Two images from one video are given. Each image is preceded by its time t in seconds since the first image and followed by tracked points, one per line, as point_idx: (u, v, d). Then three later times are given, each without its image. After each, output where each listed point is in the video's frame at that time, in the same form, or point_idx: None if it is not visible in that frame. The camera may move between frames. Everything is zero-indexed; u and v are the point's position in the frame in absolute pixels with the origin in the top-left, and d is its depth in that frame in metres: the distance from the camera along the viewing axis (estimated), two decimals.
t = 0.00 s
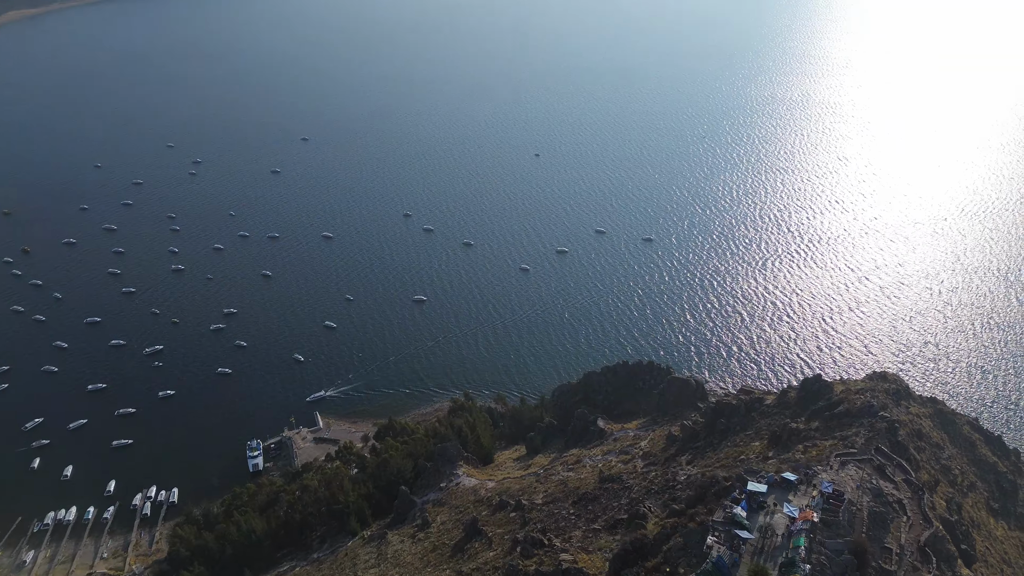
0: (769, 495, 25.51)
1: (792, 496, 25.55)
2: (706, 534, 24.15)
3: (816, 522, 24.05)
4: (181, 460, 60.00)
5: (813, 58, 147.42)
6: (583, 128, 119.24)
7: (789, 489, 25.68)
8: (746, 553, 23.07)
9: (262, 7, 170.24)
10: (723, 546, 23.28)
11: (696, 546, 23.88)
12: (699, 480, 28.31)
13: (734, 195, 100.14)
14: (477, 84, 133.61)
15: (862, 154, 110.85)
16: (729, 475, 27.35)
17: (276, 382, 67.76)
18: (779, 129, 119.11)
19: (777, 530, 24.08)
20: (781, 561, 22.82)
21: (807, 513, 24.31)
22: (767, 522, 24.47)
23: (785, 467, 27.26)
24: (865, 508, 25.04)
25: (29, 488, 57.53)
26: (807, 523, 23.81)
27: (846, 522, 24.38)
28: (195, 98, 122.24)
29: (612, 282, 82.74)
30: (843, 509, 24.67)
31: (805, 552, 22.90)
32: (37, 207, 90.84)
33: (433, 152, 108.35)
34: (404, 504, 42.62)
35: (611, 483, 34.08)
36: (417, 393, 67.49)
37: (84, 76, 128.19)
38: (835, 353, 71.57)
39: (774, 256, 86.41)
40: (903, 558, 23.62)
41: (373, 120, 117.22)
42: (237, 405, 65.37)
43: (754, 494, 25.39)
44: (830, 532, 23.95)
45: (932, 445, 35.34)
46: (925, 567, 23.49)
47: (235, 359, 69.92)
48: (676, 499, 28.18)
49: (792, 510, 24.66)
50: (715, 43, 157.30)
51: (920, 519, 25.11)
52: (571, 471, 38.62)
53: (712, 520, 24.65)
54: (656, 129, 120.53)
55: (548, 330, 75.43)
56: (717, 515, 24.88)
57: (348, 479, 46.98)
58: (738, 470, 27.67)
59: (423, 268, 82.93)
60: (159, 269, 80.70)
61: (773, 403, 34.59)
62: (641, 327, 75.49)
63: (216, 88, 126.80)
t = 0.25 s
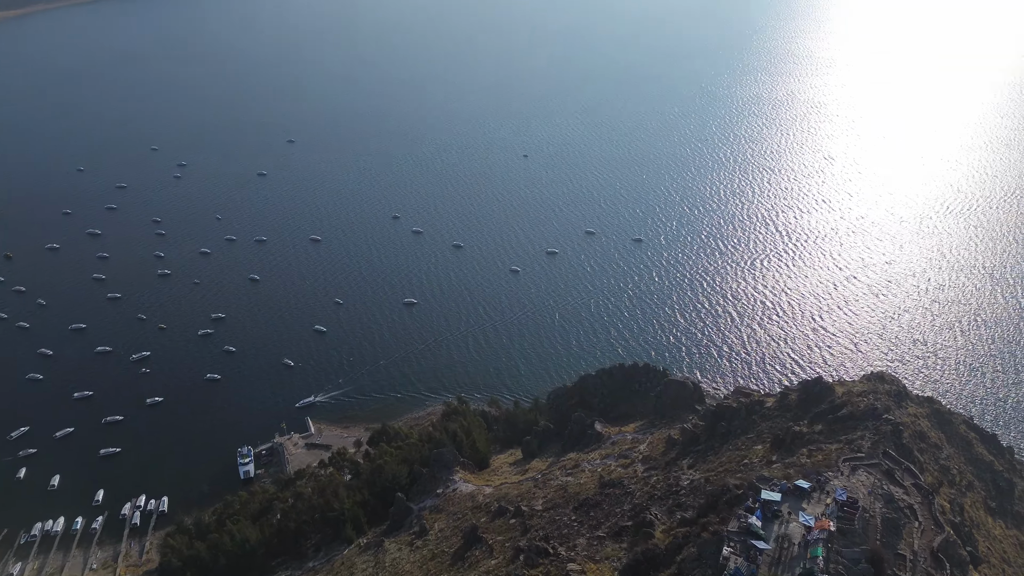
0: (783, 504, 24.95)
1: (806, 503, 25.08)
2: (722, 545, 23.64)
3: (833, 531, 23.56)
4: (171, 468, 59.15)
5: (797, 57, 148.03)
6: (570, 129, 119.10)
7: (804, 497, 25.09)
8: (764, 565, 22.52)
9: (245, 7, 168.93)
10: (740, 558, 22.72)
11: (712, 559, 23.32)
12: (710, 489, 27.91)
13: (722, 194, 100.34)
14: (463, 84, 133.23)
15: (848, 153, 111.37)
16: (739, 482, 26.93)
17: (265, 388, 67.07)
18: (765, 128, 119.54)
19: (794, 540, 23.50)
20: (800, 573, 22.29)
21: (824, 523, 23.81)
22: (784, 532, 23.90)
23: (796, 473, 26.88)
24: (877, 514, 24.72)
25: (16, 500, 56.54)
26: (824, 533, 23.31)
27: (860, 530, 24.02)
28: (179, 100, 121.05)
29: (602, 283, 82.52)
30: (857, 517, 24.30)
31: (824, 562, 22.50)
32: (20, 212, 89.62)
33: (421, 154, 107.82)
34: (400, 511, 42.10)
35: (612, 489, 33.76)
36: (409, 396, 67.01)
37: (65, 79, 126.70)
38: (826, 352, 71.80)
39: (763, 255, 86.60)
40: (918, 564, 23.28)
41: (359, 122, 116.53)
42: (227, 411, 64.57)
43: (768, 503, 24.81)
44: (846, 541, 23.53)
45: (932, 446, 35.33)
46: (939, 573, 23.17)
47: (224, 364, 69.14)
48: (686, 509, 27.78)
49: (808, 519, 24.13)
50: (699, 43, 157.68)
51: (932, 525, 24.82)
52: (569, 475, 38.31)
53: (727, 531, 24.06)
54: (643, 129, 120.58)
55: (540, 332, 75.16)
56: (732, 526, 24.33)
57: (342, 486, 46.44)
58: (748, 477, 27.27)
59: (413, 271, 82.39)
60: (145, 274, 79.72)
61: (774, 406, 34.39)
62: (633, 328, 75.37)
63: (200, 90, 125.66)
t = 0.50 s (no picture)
0: (796, 511, 25.02)
1: (818, 510, 25.07)
2: (737, 554, 23.60)
3: (848, 539, 23.58)
4: (161, 476, 58.43)
5: (784, 57, 148.55)
6: (559, 129, 118.85)
7: (815, 504, 25.17)
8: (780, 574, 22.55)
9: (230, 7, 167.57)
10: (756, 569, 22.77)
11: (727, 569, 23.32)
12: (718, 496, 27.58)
13: (712, 194, 100.38)
14: (451, 85, 132.72)
15: (835, 153, 111.80)
16: (748, 488, 26.91)
17: (256, 393, 66.41)
18: (753, 128, 119.76)
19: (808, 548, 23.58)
20: None
21: (838, 531, 23.85)
22: (797, 540, 23.99)
23: (804, 478, 26.81)
24: (889, 520, 24.65)
25: (3, 510, 55.69)
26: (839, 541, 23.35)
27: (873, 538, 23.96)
28: (164, 102, 119.94)
29: (593, 283, 82.28)
30: (870, 524, 24.21)
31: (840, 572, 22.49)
32: (4, 218, 88.51)
33: (410, 156, 107.24)
34: (397, 518, 41.52)
35: (613, 493, 33.51)
36: (402, 400, 66.59)
37: (48, 81, 125.37)
38: (818, 352, 71.88)
39: (754, 255, 86.63)
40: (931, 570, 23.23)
41: (347, 123, 115.80)
42: (218, 417, 63.85)
43: (780, 511, 24.92)
44: (860, 548, 23.52)
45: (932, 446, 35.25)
46: None
47: (213, 369, 68.42)
48: (693, 515, 27.61)
49: (822, 527, 24.18)
50: (686, 42, 157.80)
51: (942, 529, 24.78)
52: (568, 480, 38.09)
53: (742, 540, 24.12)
54: (632, 129, 120.53)
55: (533, 334, 74.83)
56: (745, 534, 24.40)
57: (337, 492, 46.02)
58: (758, 482, 27.17)
59: (403, 273, 81.92)
60: (132, 278, 78.82)
61: (775, 408, 34.24)
62: (626, 329, 75.17)
63: (186, 91, 124.53)
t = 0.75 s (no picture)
0: (810, 520, 24.73)
1: (832, 518, 24.84)
2: (752, 566, 23.33)
3: (865, 548, 23.27)
4: (150, 484, 57.58)
5: (768, 57, 149.07)
6: (547, 130, 118.56)
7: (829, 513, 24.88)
8: None
9: (212, 7, 166.11)
10: None
11: None
12: (726, 504, 27.44)
13: (699, 194, 100.49)
14: (437, 86, 132.13)
15: (821, 152, 112.26)
16: (759, 497, 26.61)
17: (246, 399, 65.65)
18: (739, 128, 120.06)
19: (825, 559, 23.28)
20: None
21: (855, 540, 23.55)
22: (814, 550, 23.68)
23: (814, 486, 26.57)
24: (902, 526, 24.43)
25: None
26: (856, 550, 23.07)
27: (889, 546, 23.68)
28: (147, 104, 118.61)
29: (583, 285, 82.00)
30: (886, 532, 23.94)
31: None
32: None
33: (397, 157, 106.57)
34: (393, 525, 41.10)
35: (615, 499, 33.19)
36: (394, 405, 66.05)
37: (28, 84, 123.87)
38: (808, 351, 72.04)
39: (742, 255, 86.75)
40: None
41: (333, 125, 114.95)
42: (207, 424, 63.06)
43: (795, 520, 24.58)
44: (878, 557, 23.21)
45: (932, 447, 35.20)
46: None
47: (202, 375, 67.58)
48: (702, 523, 27.32)
49: (838, 536, 23.87)
50: (672, 42, 158.00)
51: (954, 534, 24.65)
52: (567, 485, 37.80)
53: (758, 552, 23.78)
54: (619, 129, 120.48)
55: (524, 336, 74.49)
56: (760, 545, 24.08)
57: (331, 499, 45.45)
58: (769, 492, 26.86)
59: (393, 276, 81.32)
60: (117, 284, 77.79)
61: (775, 411, 34.09)
62: (616, 330, 75.02)
63: (168, 93, 123.21)
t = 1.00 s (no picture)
0: (824, 528, 24.51)
1: (844, 526, 24.67)
2: (767, 575, 23.07)
3: (881, 555, 23.09)
4: (141, 492, 56.83)
5: (755, 56, 149.51)
6: (535, 131, 118.28)
7: (841, 520, 24.68)
8: None
9: (196, 8, 164.75)
10: None
11: None
12: (735, 512, 27.17)
13: (688, 193, 100.55)
14: (425, 87, 131.66)
15: (808, 151, 112.69)
16: (771, 504, 26.21)
17: (236, 404, 64.96)
18: (727, 127, 120.22)
19: (841, 568, 23.07)
20: None
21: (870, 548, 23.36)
22: (829, 559, 23.48)
23: (823, 492, 26.37)
24: (914, 532, 24.31)
25: None
26: (872, 559, 22.87)
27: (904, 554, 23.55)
28: (131, 107, 117.51)
29: (574, 286, 81.76)
30: (900, 539, 23.81)
31: None
32: None
33: (386, 159, 105.99)
34: (390, 532, 40.62)
35: (616, 504, 32.89)
36: (387, 409, 65.59)
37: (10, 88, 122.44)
38: (799, 350, 72.17)
39: (732, 254, 86.85)
40: None
41: (320, 127, 114.17)
42: (197, 430, 62.33)
43: (809, 528, 24.36)
44: (893, 566, 23.04)
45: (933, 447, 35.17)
46: None
47: (191, 381, 66.83)
48: (710, 530, 27.03)
49: (853, 544, 23.67)
50: (659, 41, 158.17)
51: (964, 539, 24.61)
52: (566, 489, 37.54)
53: (773, 562, 23.50)
54: (608, 129, 120.42)
55: (516, 337, 74.19)
56: (775, 554, 23.82)
57: (326, 506, 44.94)
58: (781, 498, 26.43)
59: (383, 279, 80.76)
60: (104, 289, 76.90)
61: (775, 414, 33.99)
62: (609, 330, 74.84)
63: (153, 96, 122.05)
